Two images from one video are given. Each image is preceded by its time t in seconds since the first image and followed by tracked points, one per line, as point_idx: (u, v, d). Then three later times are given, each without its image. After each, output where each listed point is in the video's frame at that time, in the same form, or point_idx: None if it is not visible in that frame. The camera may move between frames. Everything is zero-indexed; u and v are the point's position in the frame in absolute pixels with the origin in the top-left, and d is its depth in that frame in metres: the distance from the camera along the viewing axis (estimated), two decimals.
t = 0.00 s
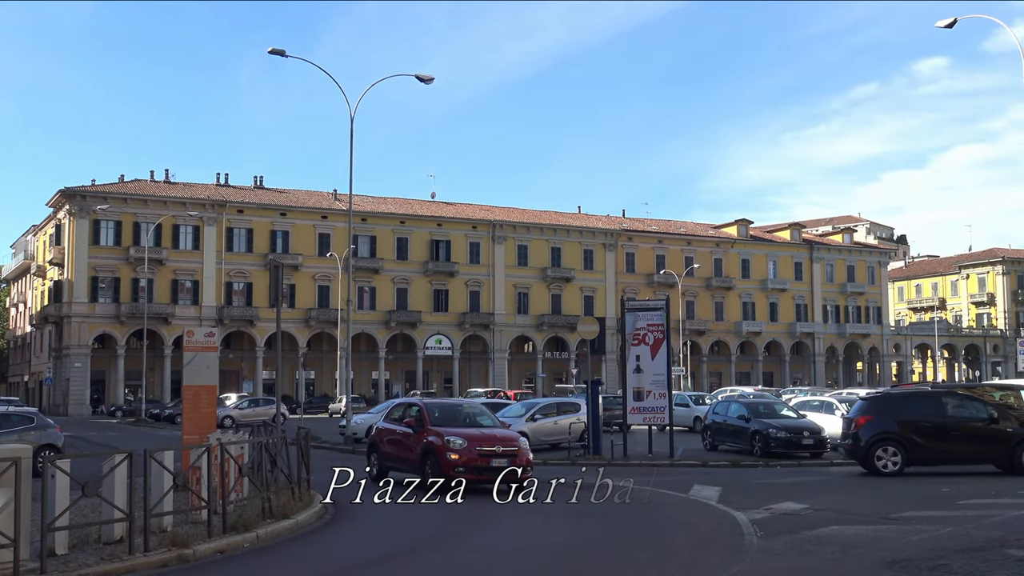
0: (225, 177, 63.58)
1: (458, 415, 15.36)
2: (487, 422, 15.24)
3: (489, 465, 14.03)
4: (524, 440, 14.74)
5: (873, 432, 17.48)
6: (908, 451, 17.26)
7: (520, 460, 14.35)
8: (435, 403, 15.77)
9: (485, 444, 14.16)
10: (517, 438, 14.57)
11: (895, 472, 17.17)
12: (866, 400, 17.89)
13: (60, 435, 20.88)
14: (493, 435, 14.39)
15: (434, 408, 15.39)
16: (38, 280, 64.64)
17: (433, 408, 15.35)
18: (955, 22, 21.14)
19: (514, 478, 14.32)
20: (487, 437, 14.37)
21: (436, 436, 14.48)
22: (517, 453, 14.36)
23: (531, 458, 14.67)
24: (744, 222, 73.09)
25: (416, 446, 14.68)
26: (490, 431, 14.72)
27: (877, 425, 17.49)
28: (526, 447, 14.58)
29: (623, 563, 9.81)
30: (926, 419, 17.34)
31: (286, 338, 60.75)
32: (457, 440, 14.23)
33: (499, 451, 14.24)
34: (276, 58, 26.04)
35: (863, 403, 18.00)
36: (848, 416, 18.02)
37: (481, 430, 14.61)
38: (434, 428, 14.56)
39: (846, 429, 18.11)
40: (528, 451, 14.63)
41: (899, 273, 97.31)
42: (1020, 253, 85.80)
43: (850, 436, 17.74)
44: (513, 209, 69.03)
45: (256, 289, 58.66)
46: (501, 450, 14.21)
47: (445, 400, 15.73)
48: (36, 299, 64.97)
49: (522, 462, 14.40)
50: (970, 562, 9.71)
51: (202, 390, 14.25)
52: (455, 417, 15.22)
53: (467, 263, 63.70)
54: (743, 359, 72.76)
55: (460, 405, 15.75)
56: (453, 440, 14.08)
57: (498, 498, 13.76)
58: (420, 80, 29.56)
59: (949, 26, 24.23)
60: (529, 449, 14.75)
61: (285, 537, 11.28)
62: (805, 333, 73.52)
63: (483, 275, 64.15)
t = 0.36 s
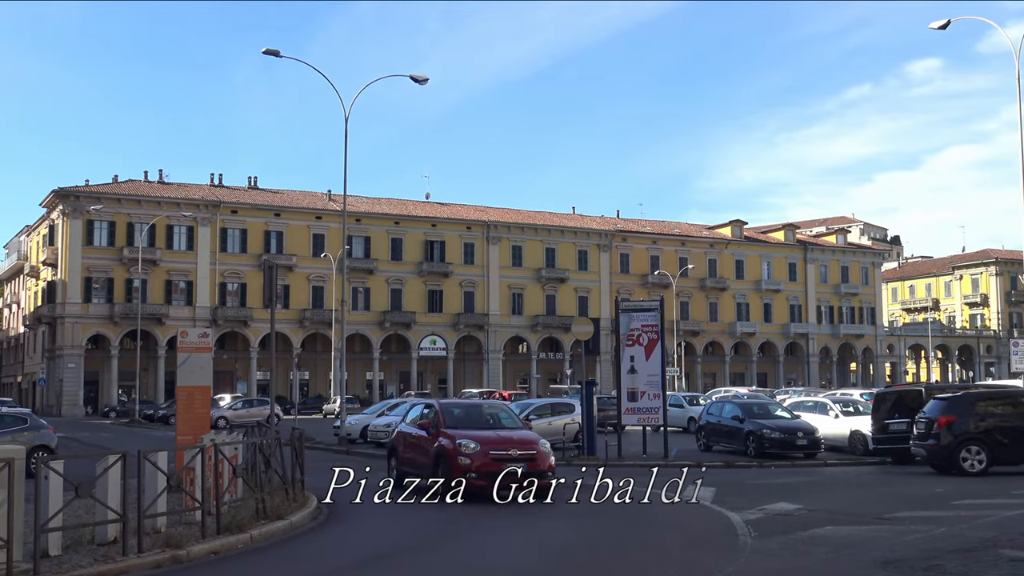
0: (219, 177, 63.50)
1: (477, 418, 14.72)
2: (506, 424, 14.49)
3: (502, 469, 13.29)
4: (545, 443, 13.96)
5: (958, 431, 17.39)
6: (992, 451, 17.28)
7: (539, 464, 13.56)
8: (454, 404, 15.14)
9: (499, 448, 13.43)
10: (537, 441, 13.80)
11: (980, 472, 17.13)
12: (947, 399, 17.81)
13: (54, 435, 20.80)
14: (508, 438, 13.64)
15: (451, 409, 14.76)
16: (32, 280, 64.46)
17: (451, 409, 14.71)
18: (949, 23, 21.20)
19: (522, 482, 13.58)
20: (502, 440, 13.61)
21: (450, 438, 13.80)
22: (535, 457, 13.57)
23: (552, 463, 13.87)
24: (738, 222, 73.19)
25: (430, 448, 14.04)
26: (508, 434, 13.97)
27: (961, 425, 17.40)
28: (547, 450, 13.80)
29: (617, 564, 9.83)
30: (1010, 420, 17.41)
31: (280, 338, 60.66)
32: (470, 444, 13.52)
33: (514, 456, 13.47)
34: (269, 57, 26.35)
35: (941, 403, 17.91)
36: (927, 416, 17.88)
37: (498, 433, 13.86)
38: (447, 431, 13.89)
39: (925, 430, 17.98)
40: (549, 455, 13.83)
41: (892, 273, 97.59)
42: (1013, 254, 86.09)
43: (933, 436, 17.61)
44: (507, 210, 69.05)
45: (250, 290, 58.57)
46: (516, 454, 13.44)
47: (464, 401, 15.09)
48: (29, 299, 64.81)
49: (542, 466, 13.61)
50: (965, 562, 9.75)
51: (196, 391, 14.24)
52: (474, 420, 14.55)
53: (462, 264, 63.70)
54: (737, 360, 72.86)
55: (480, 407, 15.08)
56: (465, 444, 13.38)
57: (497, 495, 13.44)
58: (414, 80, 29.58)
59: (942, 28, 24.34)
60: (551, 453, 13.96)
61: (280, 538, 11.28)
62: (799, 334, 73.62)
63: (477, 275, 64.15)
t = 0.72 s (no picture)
0: (205, 176, 63.24)
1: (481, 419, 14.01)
2: (512, 428, 13.73)
3: (497, 475, 12.52)
4: (549, 445, 13.14)
5: None
6: None
7: (539, 468, 12.76)
8: (457, 403, 14.47)
9: (494, 451, 12.67)
10: (538, 443, 13.00)
11: None
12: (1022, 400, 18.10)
13: (37, 436, 20.65)
14: (506, 440, 12.89)
15: (451, 409, 14.09)
16: (15, 280, 64.02)
17: (452, 409, 14.04)
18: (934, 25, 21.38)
19: (522, 481, 12.78)
20: (499, 442, 12.85)
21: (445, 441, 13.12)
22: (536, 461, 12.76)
23: (556, 466, 13.04)
24: (724, 222, 73.40)
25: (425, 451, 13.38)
26: (508, 435, 13.21)
27: None
28: (549, 453, 12.98)
29: (603, 563, 9.82)
30: None
31: (266, 338, 60.45)
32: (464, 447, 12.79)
33: (512, 459, 12.69)
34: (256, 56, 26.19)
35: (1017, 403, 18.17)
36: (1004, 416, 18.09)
37: (496, 435, 13.12)
38: (442, 433, 13.20)
39: (1001, 429, 18.18)
40: (553, 458, 13.01)
41: (877, 274, 98.10)
42: (997, 255, 86.68)
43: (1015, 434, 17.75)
44: (494, 210, 69.05)
45: (236, 290, 58.41)
46: (513, 458, 12.66)
47: (466, 402, 14.39)
48: (13, 299, 64.37)
49: (543, 470, 12.79)
50: (948, 562, 9.78)
51: (181, 390, 14.18)
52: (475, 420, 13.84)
53: (449, 264, 63.65)
54: (722, 359, 73.11)
55: (484, 407, 14.35)
56: (457, 447, 12.68)
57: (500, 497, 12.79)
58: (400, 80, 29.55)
59: (928, 29, 24.50)
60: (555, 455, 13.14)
61: (266, 538, 11.23)
62: (784, 334, 73.89)
63: (464, 275, 64.09)
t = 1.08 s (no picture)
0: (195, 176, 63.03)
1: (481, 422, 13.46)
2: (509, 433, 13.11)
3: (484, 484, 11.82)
4: (544, 453, 12.38)
5: None
6: None
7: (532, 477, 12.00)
8: (459, 405, 13.92)
9: (479, 458, 12.01)
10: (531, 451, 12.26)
11: None
12: None
13: (26, 436, 20.55)
14: (494, 447, 12.22)
15: (446, 413, 13.55)
16: (4, 280, 63.68)
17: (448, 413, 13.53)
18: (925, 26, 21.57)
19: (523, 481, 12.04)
20: (487, 450, 12.18)
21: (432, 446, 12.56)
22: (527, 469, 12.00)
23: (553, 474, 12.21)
24: (714, 223, 73.53)
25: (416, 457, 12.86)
26: (501, 442, 12.53)
27: None
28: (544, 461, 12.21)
29: (594, 564, 9.83)
30: None
31: (256, 338, 60.30)
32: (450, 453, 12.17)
33: (499, 467, 11.97)
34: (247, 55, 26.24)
35: None
36: None
37: (486, 441, 12.47)
38: (431, 439, 12.64)
39: None
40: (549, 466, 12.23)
41: (866, 275, 98.47)
42: (985, 256, 87.11)
43: None
44: (485, 210, 69.02)
45: (226, 290, 58.23)
46: (500, 467, 11.93)
47: (466, 404, 13.84)
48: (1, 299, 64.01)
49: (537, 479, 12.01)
50: (938, 562, 9.82)
51: (171, 391, 14.12)
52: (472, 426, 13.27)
53: (440, 264, 63.60)
54: (713, 360, 73.25)
55: (486, 409, 13.76)
56: (441, 453, 12.09)
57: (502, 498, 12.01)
58: (391, 79, 29.53)
59: (918, 30, 24.63)
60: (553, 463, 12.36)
61: (255, 539, 11.18)
62: (774, 334, 74.06)
63: (454, 275, 64.08)
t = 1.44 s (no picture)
0: (184, 176, 62.77)
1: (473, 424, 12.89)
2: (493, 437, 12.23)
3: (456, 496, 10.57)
4: (526, 459, 11.10)
5: None
6: None
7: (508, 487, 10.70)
8: (447, 410, 13.07)
9: (448, 466, 10.78)
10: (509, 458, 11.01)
11: None
12: None
13: (15, 436, 20.45)
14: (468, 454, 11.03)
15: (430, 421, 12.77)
16: None
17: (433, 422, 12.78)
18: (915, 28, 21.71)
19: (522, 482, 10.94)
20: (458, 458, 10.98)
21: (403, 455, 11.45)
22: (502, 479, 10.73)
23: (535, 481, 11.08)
24: (705, 223, 73.65)
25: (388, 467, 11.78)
26: (479, 447, 11.37)
27: None
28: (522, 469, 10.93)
29: (585, 564, 9.84)
30: None
31: (247, 338, 60.16)
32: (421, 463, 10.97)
33: (471, 476, 10.70)
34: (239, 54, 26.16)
35: None
36: None
37: (461, 448, 11.30)
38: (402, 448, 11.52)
39: None
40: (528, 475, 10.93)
41: (856, 275, 98.81)
42: (975, 257, 87.52)
43: None
44: (476, 210, 69.01)
45: (216, 290, 58.05)
46: (472, 476, 10.67)
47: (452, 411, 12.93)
48: None
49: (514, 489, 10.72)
50: (928, 562, 9.84)
51: (161, 391, 14.08)
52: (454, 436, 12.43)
53: (431, 264, 63.55)
54: (703, 360, 73.39)
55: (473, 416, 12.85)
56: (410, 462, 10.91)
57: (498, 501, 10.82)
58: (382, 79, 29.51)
59: (908, 31, 24.74)
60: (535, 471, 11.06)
61: (245, 539, 11.14)
62: (765, 334, 74.23)
63: (446, 275, 64.03)
